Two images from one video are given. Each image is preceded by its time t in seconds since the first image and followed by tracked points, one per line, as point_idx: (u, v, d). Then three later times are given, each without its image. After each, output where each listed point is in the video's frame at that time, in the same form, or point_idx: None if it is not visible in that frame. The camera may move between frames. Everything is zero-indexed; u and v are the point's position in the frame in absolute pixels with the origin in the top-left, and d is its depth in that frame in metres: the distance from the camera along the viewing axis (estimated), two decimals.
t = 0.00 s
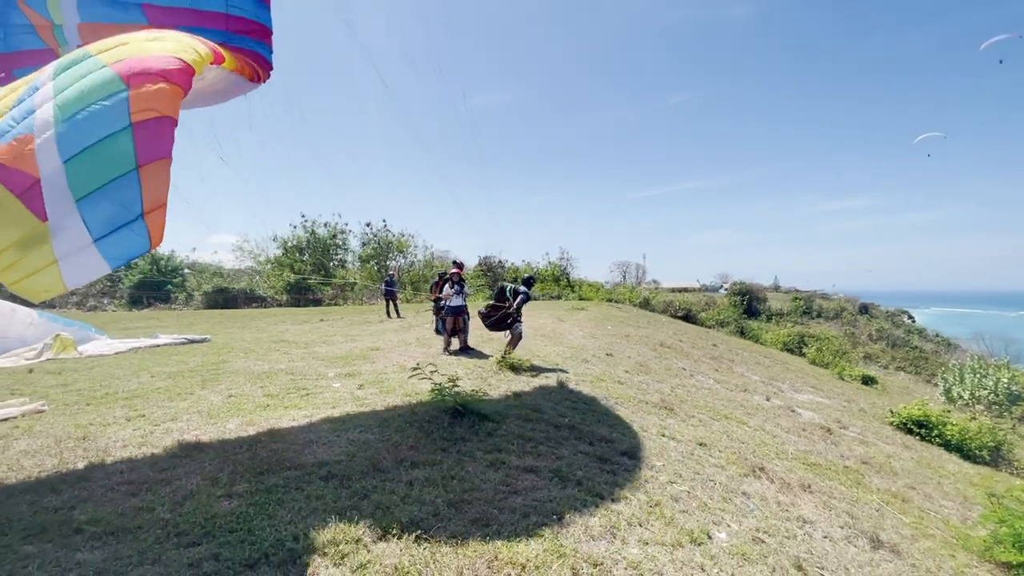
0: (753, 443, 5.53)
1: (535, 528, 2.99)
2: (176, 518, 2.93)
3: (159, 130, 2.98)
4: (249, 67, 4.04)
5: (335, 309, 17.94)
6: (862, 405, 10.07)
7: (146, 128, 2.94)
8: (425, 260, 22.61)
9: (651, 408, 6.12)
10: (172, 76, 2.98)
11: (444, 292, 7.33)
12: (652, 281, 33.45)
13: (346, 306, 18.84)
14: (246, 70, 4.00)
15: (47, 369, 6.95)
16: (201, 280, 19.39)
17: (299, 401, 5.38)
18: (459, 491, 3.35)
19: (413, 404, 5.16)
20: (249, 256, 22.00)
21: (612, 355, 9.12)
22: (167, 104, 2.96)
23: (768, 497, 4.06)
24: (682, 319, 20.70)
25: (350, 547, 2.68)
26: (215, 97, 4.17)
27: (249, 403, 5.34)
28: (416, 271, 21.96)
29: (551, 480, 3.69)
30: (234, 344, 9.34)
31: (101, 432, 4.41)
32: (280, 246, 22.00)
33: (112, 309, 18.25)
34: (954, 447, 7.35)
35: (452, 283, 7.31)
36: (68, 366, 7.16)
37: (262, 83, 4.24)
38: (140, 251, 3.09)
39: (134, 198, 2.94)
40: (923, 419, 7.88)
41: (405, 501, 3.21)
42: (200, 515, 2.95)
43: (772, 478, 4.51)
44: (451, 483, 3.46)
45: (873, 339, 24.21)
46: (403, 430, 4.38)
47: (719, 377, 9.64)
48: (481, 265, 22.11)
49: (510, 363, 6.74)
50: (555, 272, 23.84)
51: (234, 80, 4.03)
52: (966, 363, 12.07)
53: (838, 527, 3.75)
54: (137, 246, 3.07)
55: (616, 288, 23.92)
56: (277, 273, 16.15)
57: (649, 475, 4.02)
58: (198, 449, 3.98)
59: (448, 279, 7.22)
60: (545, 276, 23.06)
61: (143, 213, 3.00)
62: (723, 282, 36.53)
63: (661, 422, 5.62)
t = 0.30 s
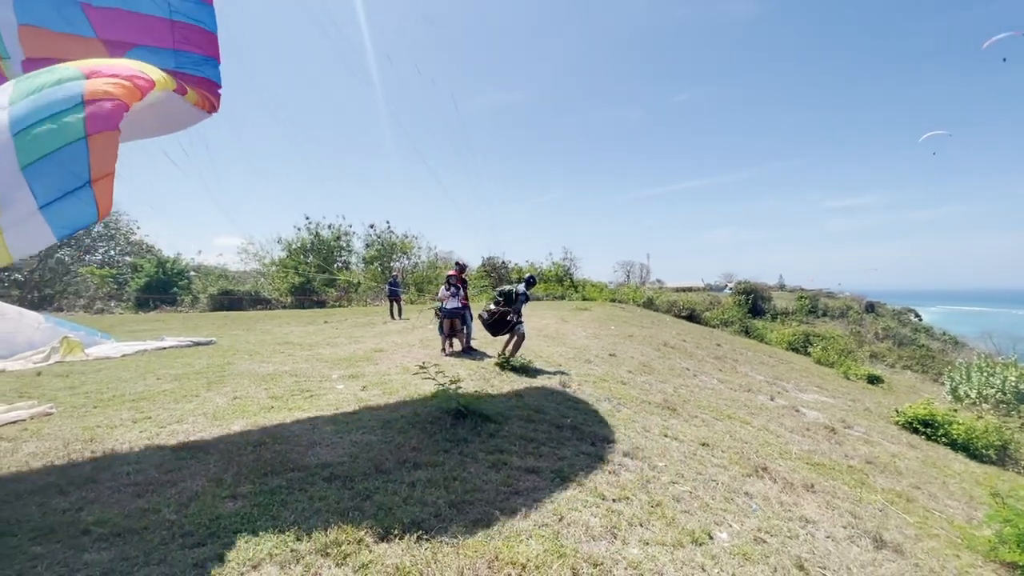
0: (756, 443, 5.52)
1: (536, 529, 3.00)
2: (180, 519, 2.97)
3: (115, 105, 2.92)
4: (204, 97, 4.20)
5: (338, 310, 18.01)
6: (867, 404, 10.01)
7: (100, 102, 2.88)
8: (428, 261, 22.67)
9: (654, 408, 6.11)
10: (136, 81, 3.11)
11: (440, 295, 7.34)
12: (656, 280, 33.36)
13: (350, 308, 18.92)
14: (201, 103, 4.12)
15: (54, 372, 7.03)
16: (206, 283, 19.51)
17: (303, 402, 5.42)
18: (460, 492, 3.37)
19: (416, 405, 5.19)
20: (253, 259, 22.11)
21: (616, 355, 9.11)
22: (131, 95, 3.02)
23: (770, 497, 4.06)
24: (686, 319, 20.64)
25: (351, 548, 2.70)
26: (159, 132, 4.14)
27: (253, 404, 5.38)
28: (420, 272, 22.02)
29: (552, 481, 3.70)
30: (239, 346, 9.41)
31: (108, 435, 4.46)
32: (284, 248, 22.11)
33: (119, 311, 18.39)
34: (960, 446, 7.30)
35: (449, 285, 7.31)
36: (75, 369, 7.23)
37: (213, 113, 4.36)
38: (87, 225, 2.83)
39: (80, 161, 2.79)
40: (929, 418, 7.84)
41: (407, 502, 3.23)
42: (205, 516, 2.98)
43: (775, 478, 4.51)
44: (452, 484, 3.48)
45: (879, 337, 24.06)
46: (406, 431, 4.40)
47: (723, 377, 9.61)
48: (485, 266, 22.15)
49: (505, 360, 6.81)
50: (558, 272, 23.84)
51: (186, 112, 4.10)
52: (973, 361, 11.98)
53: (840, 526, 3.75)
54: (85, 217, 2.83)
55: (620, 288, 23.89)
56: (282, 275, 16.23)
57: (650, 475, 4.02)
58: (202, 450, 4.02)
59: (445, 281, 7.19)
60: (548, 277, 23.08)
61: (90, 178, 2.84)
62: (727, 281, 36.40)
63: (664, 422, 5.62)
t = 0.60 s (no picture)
0: (761, 445, 5.50)
1: (541, 531, 3.00)
2: (187, 522, 2.99)
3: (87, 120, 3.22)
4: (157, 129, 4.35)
5: (342, 313, 18.07)
6: (873, 405, 9.97)
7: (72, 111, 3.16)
8: (431, 263, 22.74)
9: (658, 410, 6.11)
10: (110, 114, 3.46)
11: (440, 297, 7.36)
12: (660, 281, 33.31)
13: (353, 310, 18.98)
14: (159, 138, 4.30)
15: (60, 375, 7.08)
16: (211, 286, 19.61)
17: (308, 405, 5.45)
18: (465, 495, 3.38)
19: (421, 407, 5.20)
20: (257, 262, 22.21)
21: (619, 357, 9.11)
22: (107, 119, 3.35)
23: (776, 498, 4.05)
24: (689, 320, 20.61)
25: (357, 550, 2.71)
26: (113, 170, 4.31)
27: (258, 407, 5.41)
28: (423, 274, 22.09)
29: (557, 483, 3.70)
30: (243, 349, 9.45)
31: (116, 438, 4.50)
32: (288, 251, 22.21)
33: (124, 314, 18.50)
34: (967, 447, 7.26)
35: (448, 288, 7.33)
36: (82, 372, 7.29)
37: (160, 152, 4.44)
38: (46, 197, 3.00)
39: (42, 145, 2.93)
40: (935, 419, 7.80)
41: (413, 504, 3.24)
42: (212, 519, 3.01)
43: (780, 479, 4.50)
44: (457, 487, 3.49)
45: (884, 337, 23.94)
46: (411, 434, 4.41)
47: (727, 378, 9.59)
48: (488, 268, 22.20)
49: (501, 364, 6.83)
50: (561, 274, 23.87)
51: (144, 149, 4.26)
52: (980, 361, 11.89)
53: (846, 528, 3.74)
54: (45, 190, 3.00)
55: (623, 289, 23.88)
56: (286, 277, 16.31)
57: (655, 477, 4.01)
58: (208, 454, 4.04)
59: (444, 283, 7.20)
60: (551, 279, 23.12)
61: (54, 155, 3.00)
62: (731, 282, 36.32)
63: (668, 424, 5.61)
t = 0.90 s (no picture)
0: (767, 447, 5.48)
1: (547, 534, 3.00)
2: (196, 524, 3.00)
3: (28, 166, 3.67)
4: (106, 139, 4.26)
5: (346, 315, 18.11)
6: (879, 406, 9.92)
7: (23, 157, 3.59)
8: (434, 265, 22.80)
9: (663, 412, 6.09)
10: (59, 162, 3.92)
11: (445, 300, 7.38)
12: (663, 282, 33.24)
13: (357, 313, 19.03)
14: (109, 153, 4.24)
15: (67, 379, 7.12)
16: (215, 288, 19.72)
17: (314, 408, 5.46)
18: (471, 497, 3.38)
19: (426, 410, 5.21)
20: (262, 265, 22.32)
21: (623, 359, 9.10)
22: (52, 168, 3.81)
23: (783, 501, 4.03)
24: (693, 321, 20.57)
25: (364, 553, 2.72)
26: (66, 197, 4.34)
27: (264, 410, 5.43)
28: (427, 276, 22.14)
29: (563, 485, 3.70)
30: (248, 352, 9.49)
31: (123, 441, 4.52)
32: (292, 254, 22.31)
33: (130, 317, 18.61)
34: (975, 448, 7.21)
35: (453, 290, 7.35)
36: (88, 376, 7.33)
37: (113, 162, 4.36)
38: None
39: None
40: (942, 420, 7.75)
41: (419, 506, 3.25)
42: (219, 521, 3.02)
43: (787, 482, 4.48)
44: (463, 489, 3.49)
45: (890, 338, 23.81)
46: (416, 436, 4.41)
47: (732, 380, 9.56)
48: (491, 270, 22.26)
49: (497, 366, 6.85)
50: (564, 276, 23.89)
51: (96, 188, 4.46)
52: (987, 362, 11.81)
53: (854, 531, 3.71)
54: None
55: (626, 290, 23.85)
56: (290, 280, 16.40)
57: (661, 479, 4.01)
58: (215, 456, 4.06)
59: (450, 285, 7.21)
60: (554, 281, 23.14)
61: None
62: (735, 283, 36.25)
63: (673, 426, 5.59)
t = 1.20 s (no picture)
0: (773, 448, 5.45)
1: (553, 536, 2.99)
2: (202, 525, 3.02)
3: None
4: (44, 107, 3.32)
5: (350, 317, 18.16)
6: (886, 408, 9.85)
7: None
8: (438, 267, 22.83)
9: (668, 414, 6.07)
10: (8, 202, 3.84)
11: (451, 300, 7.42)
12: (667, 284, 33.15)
13: (361, 314, 19.09)
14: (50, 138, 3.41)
15: (74, 380, 7.18)
16: (221, 291, 19.81)
17: (319, 409, 5.48)
18: (477, 499, 3.38)
19: (430, 411, 5.21)
20: (266, 266, 22.42)
21: (628, 360, 9.07)
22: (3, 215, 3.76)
23: (789, 503, 4.00)
24: (698, 322, 20.51)
25: (369, 555, 2.71)
26: None
27: (269, 411, 5.45)
28: (431, 278, 22.18)
29: (568, 487, 3.69)
30: (253, 354, 9.53)
31: (129, 442, 4.55)
32: (296, 256, 22.40)
33: (136, 319, 18.72)
34: (983, 450, 7.15)
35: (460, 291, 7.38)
36: (95, 377, 7.38)
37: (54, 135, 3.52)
38: None
39: None
40: (950, 422, 7.69)
41: (424, 507, 3.25)
42: (225, 523, 3.03)
43: (793, 484, 4.45)
44: (467, 490, 3.49)
45: (896, 339, 23.65)
46: (421, 437, 4.41)
47: (737, 381, 9.51)
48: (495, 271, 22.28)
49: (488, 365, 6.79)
50: (568, 277, 23.88)
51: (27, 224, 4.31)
52: (995, 363, 11.71)
53: (861, 533, 3.68)
54: None
55: (631, 291, 23.80)
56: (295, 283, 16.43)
57: (666, 481, 3.99)
58: (221, 457, 4.08)
59: (456, 287, 7.24)
60: (558, 283, 23.14)
61: None
62: (740, 284, 36.15)
63: (678, 427, 5.57)
